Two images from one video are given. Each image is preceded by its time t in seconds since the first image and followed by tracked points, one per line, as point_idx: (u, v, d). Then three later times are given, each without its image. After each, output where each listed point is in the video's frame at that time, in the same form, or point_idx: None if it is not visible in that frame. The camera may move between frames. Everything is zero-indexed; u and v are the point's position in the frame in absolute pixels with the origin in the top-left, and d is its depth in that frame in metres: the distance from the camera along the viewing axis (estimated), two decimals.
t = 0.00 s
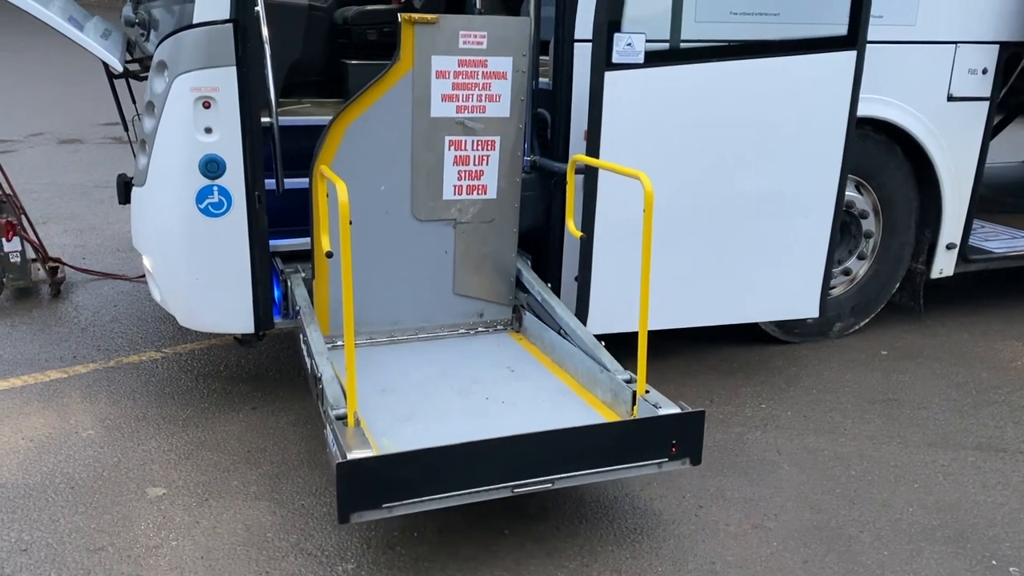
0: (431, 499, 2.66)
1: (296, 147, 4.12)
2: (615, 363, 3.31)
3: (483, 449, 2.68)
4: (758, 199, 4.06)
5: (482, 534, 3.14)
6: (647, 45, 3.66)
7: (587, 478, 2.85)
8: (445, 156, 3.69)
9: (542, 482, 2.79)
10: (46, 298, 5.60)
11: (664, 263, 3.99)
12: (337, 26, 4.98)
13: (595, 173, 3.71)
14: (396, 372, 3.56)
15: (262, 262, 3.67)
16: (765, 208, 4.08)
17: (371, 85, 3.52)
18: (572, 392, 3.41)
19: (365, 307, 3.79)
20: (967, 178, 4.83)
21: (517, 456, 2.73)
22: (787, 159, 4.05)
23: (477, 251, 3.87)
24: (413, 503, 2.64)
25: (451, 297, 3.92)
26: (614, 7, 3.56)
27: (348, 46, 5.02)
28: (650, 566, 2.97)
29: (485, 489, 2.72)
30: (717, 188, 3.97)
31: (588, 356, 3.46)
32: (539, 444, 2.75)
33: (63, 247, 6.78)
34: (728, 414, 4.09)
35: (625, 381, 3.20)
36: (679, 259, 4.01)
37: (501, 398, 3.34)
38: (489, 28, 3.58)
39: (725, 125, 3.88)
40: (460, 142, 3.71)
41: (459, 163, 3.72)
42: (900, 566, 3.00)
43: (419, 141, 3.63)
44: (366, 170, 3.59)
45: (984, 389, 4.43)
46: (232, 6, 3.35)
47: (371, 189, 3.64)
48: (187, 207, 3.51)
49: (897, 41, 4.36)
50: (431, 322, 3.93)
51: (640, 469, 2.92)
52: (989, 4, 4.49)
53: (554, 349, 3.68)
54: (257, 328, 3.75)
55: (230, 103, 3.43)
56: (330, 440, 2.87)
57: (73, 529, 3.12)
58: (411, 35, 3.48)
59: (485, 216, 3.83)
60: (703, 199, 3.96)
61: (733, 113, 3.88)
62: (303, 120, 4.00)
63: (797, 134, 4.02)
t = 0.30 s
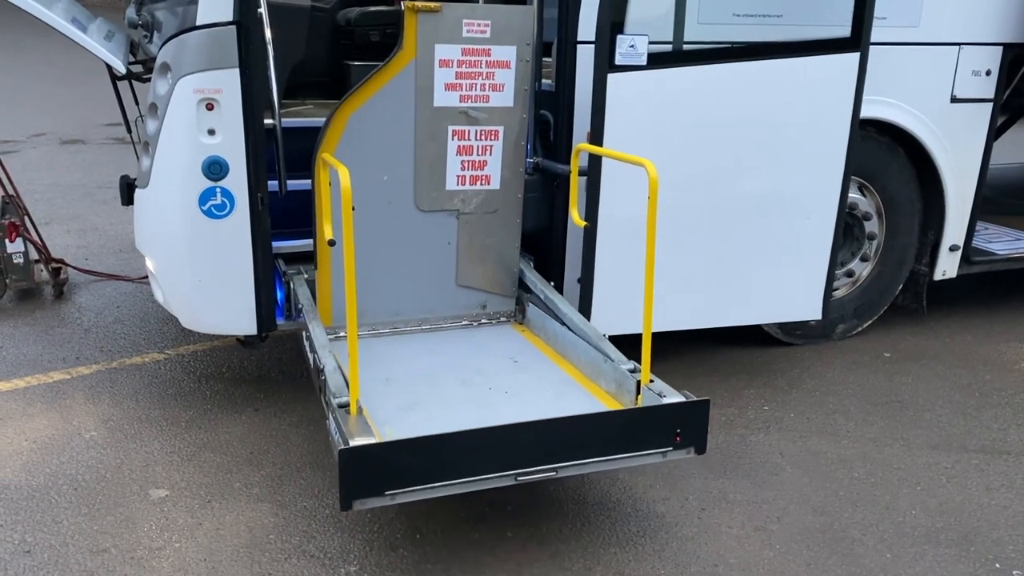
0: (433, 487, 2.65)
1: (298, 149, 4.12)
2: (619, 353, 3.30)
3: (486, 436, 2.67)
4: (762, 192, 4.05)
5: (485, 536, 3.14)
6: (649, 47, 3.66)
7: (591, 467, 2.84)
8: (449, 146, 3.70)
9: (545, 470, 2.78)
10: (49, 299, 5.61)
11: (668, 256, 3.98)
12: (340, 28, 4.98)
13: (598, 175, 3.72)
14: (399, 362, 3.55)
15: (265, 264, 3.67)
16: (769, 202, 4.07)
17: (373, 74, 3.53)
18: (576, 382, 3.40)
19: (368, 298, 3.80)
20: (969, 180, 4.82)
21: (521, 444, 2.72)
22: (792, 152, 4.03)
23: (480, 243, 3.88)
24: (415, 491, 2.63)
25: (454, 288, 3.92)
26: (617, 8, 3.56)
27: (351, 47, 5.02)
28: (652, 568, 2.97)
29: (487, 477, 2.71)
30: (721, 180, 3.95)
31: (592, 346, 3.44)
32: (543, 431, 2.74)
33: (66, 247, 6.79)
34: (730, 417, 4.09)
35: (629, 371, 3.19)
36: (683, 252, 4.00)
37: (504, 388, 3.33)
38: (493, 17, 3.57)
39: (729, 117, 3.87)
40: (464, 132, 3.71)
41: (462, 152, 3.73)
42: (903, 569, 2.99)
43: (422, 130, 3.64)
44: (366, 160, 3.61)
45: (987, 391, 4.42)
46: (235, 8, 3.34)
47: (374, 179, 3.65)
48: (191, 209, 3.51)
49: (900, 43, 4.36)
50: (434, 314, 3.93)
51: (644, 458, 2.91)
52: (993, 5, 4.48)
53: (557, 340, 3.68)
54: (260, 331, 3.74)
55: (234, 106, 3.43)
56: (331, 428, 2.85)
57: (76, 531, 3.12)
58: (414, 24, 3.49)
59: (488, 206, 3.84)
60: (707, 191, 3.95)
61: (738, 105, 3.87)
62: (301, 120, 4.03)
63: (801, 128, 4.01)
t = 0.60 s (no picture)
0: (436, 474, 2.65)
1: (301, 151, 4.13)
2: (622, 342, 3.28)
3: (488, 422, 2.66)
4: (766, 184, 4.03)
5: (488, 537, 3.14)
6: (653, 48, 3.67)
7: (595, 454, 2.83)
8: (451, 135, 3.70)
9: (549, 457, 2.77)
10: (52, 299, 5.62)
11: (672, 248, 3.97)
12: (343, 28, 4.88)
13: (600, 173, 3.72)
14: (401, 352, 3.54)
15: (268, 265, 3.67)
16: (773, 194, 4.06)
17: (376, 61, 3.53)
18: (580, 372, 3.39)
19: (370, 288, 3.79)
20: (972, 181, 4.81)
21: (524, 430, 2.71)
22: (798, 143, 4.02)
23: (483, 233, 3.88)
24: (417, 477, 2.63)
25: (456, 279, 3.92)
26: (620, 8, 3.56)
27: (355, 48, 4.93)
28: (655, 570, 2.97)
29: (490, 464, 2.70)
30: (725, 170, 3.94)
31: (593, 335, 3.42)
32: (545, 417, 2.73)
33: (69, 247, 6.81)
34: (733, 418, 4.09)
35: (633, 359, 3.16)
36: (686, 243, 3.98)
37: (507, 377, 3.31)
38: (497, 5, 3.58)
39: (734, 107, 3.86)
40: (467, 121, 3.71)
41: (465, 142, 3.73)
42: (906, 571, 2.99)
43: (425, 119, 3.64)
44: (368, 150, 3.61)
45: (990, 393, 4.42)
46: (238, 10, 3.34)
47: (377, 168, 3.65)
48: (193, 210, 3.51)
49: (902, 44, 4.36)
50: (437, 305, 3.93)
51: (647, 446, 2.90)
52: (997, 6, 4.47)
53: (560, 330, 3.66)
54: (263, 331, 3.75)
55: (236, 107, 3.43)
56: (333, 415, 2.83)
57: (79, 532, 3.13)
58: (417, 12, 3.49)
59: (491, 196, 3.84)
60: (710, 181, 3.93)
61: (742, 96, 3.86)
62: (304, 122, 4.05)
63: (806, 119, 3.99)
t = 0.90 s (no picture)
0: (438, 460, 2.62)
1: (303, 152, 4.14)
2: (624, 331, 3.25)
3: (491, 408, 2.63)
4: (771, 175, 4.01)
5: (490, 538, 3.14)
6: (655, 49, 3.66)
7: (599, 442, 2.81)
8: (454, 125, 3.70)
9: (552, 445, 2.74)
10: (55, 300, 5.64)
11: (676, 241, 3.96)
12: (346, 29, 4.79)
13: (603, 165, 3.71)
14: (403, 342, 3.52)
15: (270, 266, 3.68)
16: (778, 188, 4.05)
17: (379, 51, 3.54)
18: (582, 361, 3.37)
19: (372, 277, 3.80)
20: (975, 183, 4.81)
21: (527, 417, 2.69)
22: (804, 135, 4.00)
23: (485, 224, 3.88)
24: (419, 464, 2.59)
25: (459, 269, 3.92)
26: (624, 9, 3.56)
27: (357, 49, 4.90)
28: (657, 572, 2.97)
29: (492, 450, 2.67)
30: (729, 164, 3.93)
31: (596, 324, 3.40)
32: (549, 404, 2.71)
33: (72, 247, 6.82)
34: (735, 419, 4.09)
35: (636, 348, 3.14)
36: (690, 235, 3.97)
37: (510, 365, 3.30)
38: None
39: (738, 99, 3.85)
40: (470, 110, 3.72)
41: (468, 132, 3.73)
42: (908, 573, 2.99)
43: (428, 109, 3.64)
44: (370, 139, 3.61)
45: (992, 395, 4.41)
46: (242, 12, 3.35)
47: (379, 158, 3.65)
48: (196, 211, 3.52)
49: (905, 45, 4.36)
50: (440, 296, 3.93)
51: (651, 433, 2.86)
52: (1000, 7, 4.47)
53: (563, 321, 3.65)
54: (265, 332, 3.76)
55: (240, 108, 3.44)
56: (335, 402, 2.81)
57: (82, 532, 3.14)
58: None
59: (494, 186, 3.84)
60: (714, 173, 3.92)
61: (748, 88, 3.85)
62: (306, 124, 4.06)
63: (811, 110, 3.98)
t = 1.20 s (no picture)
0: (440, 445, 2.58)
1: (305, 152, 4.15)
2: (626, 319, 3.23)
3: (493, 392, 2.60)
4: (774, 172, 4.01)
5: (492, 539, 3.15)
6: (658, 50, 3.67)
7: (601, 428, 2.77)
8: (457, 114, 3.71)
9: (554, 430, 2.70)
10: (58, 300, 5.65)
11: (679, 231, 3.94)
12: (348, 30, 4.69)
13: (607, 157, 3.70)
14: (404, 331, 3.49)
15: (273, 267, 3.68)
16: (781, 183, 4.04)
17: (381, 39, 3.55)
18: (584, 349, 3.34)
19: (374, 267, 3.79)
20: (978, 183, 4.80)
21: (529, 403, 2.65)
22: (808, 129, 3.99)
23: (488, 213, 3.89)
24: (421, 449, 2.56)
25: (461, 259, 3.92)
26: (626, 8, 3.57)
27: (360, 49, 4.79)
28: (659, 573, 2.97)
29: (494, 436, 2.64)
30: (732, 157, 3.92)
31: (598, 311, 3.38)
32: (552, 389, 2.67)
33: (75, 248, 6.83)
34: (737, 419, 4.09)
35: (639, 337, 3.12)
36: (693, 225, 3.96)
37: (513, 353, 3.27)
38: None
39: (742, 92, 3.84)
40: (471, 99, 3.73)
41: (470, 120, 3.74)
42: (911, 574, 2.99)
43: (430, 96, 3.65)
44: (372, 127, 3.62)
45: (995, 396, 4.41)
46: (244, 11, 3.35)
47: (381, 146, 3.66)
48: (199, 212, 3.52)
49: (908, 46, 4.36)
50: (442, 286, 3.93)
51: (653, 420, 2.83)
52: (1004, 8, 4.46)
53: (567, 310, 3.63)
54: (268, 333, 3.76)
55: (242, 108, 3.44)
56: (336, 388, 2.78)
57: (85, 532, 3.14)
58: None
59: (496, 175, 3.85)
60: (718, 165, 3.91)
61: (752, 79, 3.84)
62: (309, 124, 4.06)
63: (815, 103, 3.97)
